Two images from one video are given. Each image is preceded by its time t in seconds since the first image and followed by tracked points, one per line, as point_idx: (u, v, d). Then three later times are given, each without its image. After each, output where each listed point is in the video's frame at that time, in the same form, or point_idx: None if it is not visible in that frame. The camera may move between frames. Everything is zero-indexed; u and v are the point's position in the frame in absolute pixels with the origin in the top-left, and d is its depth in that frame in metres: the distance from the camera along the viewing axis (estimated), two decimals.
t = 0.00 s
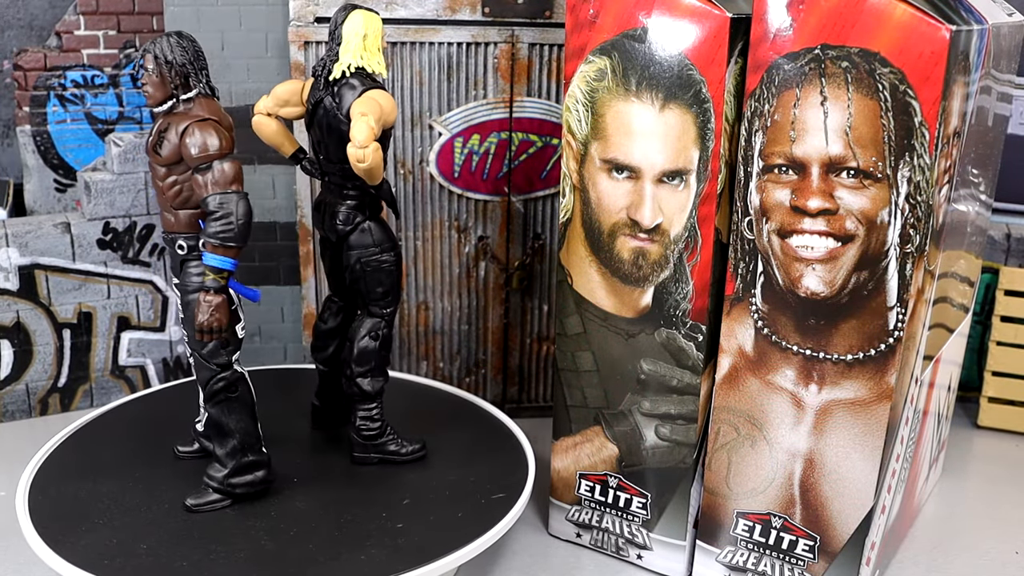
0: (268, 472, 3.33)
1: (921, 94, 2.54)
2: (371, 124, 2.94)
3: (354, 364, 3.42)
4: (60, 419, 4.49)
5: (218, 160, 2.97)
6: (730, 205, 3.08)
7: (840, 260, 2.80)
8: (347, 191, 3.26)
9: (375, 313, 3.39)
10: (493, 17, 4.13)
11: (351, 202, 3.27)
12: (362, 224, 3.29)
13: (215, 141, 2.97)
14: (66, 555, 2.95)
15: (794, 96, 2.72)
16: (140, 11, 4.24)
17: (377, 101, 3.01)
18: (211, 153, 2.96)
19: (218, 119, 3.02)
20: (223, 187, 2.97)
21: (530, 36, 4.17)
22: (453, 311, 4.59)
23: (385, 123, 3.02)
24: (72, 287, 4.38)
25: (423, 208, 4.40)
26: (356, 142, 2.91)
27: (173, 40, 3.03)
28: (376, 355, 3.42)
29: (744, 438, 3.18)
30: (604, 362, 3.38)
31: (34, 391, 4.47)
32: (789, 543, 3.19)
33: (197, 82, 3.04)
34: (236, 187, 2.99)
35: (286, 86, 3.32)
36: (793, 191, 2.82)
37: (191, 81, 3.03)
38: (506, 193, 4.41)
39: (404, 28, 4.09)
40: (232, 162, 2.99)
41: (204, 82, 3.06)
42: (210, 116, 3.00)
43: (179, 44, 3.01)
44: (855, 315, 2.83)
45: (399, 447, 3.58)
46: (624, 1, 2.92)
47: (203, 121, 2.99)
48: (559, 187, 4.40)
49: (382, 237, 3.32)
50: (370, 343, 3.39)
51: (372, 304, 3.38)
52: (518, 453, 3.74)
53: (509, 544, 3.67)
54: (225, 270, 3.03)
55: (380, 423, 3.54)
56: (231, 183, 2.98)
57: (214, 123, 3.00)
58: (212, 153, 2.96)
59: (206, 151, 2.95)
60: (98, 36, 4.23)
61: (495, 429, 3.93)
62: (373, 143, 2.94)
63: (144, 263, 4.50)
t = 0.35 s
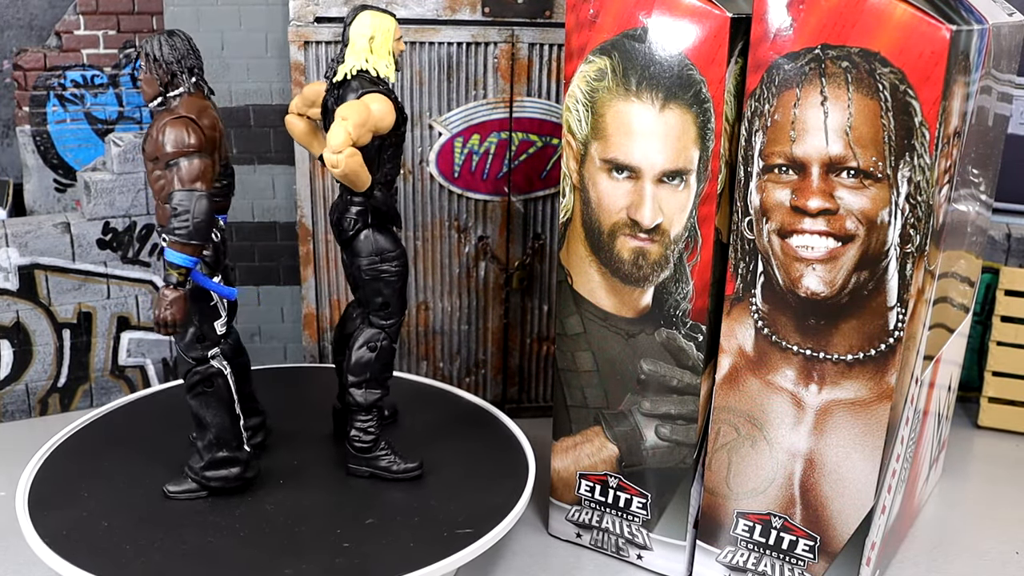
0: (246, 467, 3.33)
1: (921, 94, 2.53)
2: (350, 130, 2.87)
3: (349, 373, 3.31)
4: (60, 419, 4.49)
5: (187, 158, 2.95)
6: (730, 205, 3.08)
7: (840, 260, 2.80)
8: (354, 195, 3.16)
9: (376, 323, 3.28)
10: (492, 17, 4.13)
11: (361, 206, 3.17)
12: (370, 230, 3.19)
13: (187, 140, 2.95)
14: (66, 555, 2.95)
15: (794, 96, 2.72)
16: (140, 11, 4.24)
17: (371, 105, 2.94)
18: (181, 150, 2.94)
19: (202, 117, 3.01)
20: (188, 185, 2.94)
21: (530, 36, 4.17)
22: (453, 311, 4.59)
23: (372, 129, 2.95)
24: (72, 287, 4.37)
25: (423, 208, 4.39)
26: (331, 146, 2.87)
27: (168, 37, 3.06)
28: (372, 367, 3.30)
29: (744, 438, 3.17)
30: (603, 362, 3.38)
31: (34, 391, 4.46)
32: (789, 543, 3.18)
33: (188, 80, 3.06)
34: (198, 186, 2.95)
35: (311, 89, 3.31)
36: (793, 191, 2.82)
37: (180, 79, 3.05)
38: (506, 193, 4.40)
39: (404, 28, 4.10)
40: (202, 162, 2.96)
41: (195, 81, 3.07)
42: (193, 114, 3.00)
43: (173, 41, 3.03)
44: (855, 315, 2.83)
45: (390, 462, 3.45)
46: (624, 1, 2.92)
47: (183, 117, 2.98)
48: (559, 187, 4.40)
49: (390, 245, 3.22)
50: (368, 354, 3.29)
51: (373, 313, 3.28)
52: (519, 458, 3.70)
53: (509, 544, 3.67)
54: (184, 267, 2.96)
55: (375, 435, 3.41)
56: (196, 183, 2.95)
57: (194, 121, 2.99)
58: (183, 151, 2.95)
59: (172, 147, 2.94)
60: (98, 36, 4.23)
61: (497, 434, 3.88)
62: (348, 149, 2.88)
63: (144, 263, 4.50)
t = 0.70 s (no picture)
0: (227, 462, 3.37)
1: (921, 94, 2.53)
2: (318, 135, 2.85)
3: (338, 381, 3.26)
4: (60, 419, 4.49)
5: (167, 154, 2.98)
6: (730, 205, 3.08)
7: (840, 260, 2.80)
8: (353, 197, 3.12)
9: (365, 333, 3.23)
10: (493, 17, 4.13)
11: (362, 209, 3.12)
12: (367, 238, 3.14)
13: (170, 136, 2.98)
14: (67, 555, 2.95)
15: (794, 96, 2.72)
16: (140, 11, 4.24)
17: (353, 110, 2.92)
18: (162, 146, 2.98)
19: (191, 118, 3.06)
20: (159, 180, 2.98)
21: (530, 36, 4.16)
22: (453, 311, 4.59)
23: (350, 134, 2.92)
24: (72, 287, 4.37)
25: (423, 208, 4.39)
26: (295, 150, 2.87)
27: (173, 38, 3.13)
28: (356, 378, 3.24)
29: (744, 438, 3.17)
30: (603, 362, 3.38)
31: (34, 391, 4.46)
32: (789, 543, 3.18)
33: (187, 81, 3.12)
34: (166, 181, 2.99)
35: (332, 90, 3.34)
36: (793, 191, 2.82)
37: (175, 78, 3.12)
38: (506, 193, 4.40)
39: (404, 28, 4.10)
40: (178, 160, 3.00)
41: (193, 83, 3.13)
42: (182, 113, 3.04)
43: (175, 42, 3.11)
44: (855, 315, 2.83)
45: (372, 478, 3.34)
46: (624, 1, 2.92)
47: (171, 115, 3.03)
48: (559, 187, 4.40)
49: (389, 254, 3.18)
50: (354, 362, 3.24)
51: (364, 323, 3.24)
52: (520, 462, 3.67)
53: (509, 544, 3.67)
54: (155, 260, 3.01)
55: (361, 447, 3.32)
56: (168, 179, 2.99)
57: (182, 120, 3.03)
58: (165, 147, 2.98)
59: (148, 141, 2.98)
60: (98, 36, 4.23)
61: (499, 438, 3.85)
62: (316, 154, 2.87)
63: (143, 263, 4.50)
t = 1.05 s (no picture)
0: (213, 454, 3.42)
1: (921, 94, 2.53)
2: (278, 138, 2.88)
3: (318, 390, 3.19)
4: (60, 419, 4.49)
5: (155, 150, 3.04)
6: (730, 205, 3.08)
7: (840, 260, 2.80)
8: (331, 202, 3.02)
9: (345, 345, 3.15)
10: (493, 17, 4.13)
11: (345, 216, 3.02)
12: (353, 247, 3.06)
13: (160, 132, 3.03)
14: (66, 555, 2.96)
15: (794, 96, 2.72)
16: (140, 11, 4.23)
17: (320, 113, 2.90)
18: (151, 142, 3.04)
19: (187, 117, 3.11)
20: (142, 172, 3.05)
21: (530, 36, 4.17)
22: (453, 311, 4.59)
23: (316, 137, 2.90)
24: (72, 287, 4.37)
25: (423, 208, 4.39)
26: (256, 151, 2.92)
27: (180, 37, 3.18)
28: (333, 389, 3.17)
29: (744, 438, 3.17)
30: (603, 362, 3.38)
31: (34, 391, 4.46)
32: (789, 543, 3.19)
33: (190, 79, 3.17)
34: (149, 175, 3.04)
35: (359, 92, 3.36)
36: (793, 191, 2.82)
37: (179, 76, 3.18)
38: (506, 193, 4.40)
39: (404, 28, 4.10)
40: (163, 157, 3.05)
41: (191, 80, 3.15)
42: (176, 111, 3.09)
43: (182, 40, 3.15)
44: (855, 315, 2.83)
45: (346, 492, 3.25)
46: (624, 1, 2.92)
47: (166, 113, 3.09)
48: (559, 187, 4.40)
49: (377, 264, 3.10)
50: (332, 373, 3.15)
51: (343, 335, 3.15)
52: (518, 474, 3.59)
53: (509, 544, 3.67)
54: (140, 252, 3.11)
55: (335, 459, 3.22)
56: (152, 174, 3.04)
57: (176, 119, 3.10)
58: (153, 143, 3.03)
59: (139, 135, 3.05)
60: (98, 36, 4.23)
61: (502, 449, 3.77)
62: (279, 158, 2.90)
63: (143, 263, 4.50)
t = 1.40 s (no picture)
0: (207, 445, 3.50)
1: (921, 94, 2.53)
2: (238, 139, 2.89)
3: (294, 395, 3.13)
4: (60, 419, 4.49)
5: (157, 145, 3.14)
6: (730, 206, 3.09)
7: (840, 260, 2.80)
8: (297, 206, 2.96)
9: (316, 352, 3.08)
10: (493, 17, 4.13)
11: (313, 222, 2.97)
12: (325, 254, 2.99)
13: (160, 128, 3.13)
14: (67, 556, 2.96)
15: (794, 96, 2.72)
16: (140, 11, 4.23)
17: (283, 117, 2.85)
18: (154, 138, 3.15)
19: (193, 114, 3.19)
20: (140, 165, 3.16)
21: (530, 36, 4.16)
22: (452, 311, 4.59)
23: (277, 140, 2.89)
24: (72, 287, 4.37)
25: (423, 208, 4.39)
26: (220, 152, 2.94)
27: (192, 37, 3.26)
28: (304, 395, 3.11)
29: (744, 438, 3.17)
30: (603, 362, 3.38)
31: (34, 391, 4.46)
32: (789, 543, 3.19)
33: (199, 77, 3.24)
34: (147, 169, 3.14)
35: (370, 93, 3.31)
36: (793, 191, 2.82)
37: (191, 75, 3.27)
38: (506, 193, 4.40)
39: (404, 28, 4.10)
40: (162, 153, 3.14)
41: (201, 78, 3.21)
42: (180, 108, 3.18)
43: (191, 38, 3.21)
44: (855, 315, 2.83)
45: (313, 500, 3.17)
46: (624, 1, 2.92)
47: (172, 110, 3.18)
48: (559, 187, 4.39)
49: (350, 273, 3.02)
50: (303, 380, 3.10)
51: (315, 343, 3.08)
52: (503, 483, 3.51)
53: (509, 544, 3.67)
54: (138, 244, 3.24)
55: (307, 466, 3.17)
56: (147, 169, 3.14)
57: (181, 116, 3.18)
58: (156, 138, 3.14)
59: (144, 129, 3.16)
60: (98, 36, 4.22)
61: (494, 460, 3.68)
62: (239, 159, 2.91)
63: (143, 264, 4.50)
